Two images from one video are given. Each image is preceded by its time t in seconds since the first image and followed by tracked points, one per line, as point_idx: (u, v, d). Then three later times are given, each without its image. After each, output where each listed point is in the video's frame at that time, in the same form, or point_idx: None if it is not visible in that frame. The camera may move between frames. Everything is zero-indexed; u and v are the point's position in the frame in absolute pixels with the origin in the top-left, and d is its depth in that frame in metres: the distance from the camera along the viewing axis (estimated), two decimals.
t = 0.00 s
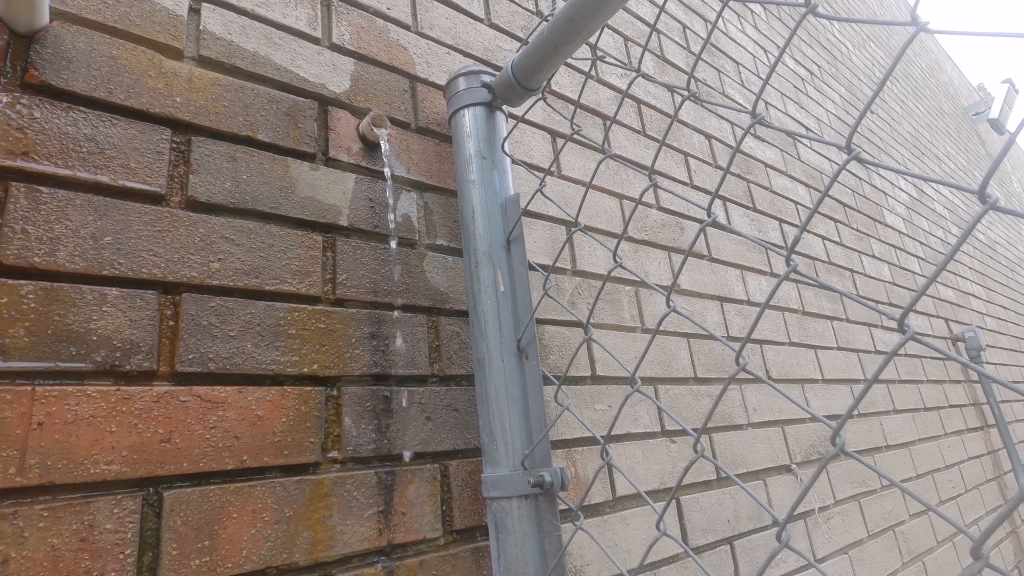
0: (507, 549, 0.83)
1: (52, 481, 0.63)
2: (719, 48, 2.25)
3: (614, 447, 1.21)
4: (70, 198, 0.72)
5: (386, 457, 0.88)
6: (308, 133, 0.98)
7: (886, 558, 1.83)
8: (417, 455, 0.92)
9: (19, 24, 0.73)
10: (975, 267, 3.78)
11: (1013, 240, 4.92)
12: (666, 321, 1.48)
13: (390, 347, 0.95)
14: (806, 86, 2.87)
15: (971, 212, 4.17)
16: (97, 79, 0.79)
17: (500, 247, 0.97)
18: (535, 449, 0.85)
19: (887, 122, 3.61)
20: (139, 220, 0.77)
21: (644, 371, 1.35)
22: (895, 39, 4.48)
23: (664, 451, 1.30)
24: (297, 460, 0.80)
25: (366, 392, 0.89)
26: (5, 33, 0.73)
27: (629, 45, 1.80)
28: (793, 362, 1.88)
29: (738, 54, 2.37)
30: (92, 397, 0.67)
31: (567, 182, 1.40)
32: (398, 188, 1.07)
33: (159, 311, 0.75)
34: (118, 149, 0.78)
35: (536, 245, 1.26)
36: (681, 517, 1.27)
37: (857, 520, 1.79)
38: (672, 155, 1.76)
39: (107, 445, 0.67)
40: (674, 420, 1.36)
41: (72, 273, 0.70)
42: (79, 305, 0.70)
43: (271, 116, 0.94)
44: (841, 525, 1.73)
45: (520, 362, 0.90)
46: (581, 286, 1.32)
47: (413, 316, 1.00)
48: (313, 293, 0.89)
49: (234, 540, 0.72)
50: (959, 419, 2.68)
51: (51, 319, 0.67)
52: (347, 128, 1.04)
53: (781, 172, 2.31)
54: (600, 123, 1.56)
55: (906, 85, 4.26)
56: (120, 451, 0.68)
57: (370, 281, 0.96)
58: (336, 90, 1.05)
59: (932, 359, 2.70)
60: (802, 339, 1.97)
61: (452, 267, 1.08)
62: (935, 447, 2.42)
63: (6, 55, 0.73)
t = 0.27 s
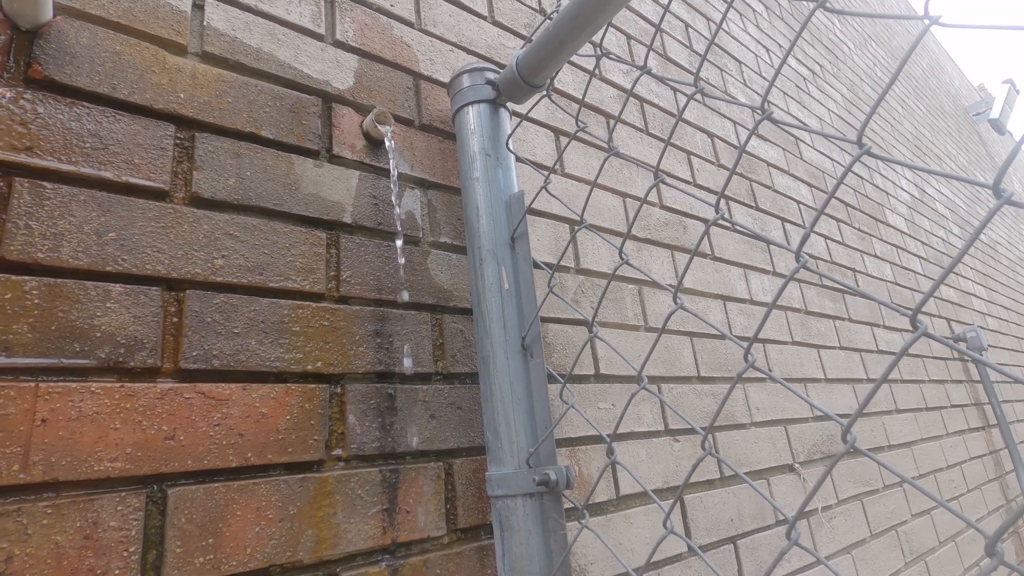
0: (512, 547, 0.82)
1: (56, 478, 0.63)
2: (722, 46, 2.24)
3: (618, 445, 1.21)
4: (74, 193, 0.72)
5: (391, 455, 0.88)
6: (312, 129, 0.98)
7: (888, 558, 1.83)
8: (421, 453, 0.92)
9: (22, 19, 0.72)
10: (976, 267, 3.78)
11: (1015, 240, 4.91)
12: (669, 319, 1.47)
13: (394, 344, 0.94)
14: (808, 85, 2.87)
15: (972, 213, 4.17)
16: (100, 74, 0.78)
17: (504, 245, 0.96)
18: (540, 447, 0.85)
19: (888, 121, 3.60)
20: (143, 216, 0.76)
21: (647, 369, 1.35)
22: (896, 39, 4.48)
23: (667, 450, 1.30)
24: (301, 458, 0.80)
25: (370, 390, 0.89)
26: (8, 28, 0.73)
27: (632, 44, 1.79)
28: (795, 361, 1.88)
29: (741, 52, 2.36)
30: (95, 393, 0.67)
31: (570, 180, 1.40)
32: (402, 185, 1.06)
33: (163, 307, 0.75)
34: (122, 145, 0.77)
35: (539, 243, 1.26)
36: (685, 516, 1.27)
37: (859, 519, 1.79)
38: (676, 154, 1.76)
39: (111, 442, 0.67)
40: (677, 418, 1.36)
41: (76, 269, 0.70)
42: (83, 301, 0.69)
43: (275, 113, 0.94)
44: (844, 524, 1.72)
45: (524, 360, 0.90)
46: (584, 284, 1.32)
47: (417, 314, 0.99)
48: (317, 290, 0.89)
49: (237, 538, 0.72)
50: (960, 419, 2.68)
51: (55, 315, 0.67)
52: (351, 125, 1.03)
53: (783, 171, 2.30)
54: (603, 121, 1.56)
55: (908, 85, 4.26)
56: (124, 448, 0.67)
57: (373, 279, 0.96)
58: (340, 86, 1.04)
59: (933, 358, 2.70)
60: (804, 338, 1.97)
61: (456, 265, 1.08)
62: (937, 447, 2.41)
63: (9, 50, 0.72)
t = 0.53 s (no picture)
0: (517, 548, 0.82)
1: (61, 478, 0.62)
2: (725, 46, 2.24)
3: (622, 445, 1.20)
4: (78, 191, 0.72)
5: (395, 455, 0.88)
6: (317, 128, 0.98)
7: (891, 558, 1.83)
8: (425, 453, 0.91)
9: (26, 16, 0.72)
10: (978, 267, 3.78)
11: (1016, 240, 4.91)
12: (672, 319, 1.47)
13: (398, 344, 0.94)
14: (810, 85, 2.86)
15: (974, 213, 4.17)
16: (105, 72, 0.78)
17: (509, 244, 0.96)
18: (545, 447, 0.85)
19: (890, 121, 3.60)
20: (148, 215, 0.76)
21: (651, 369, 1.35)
22: (897, 39, 4.48)
23: (671, 450, 1.30)
24: (306, 457, 0.79)
25: (375, 389, 0.89)
26: (13, 25, 0.72)
27: (636, 43, 1.79)
28: (798, 361, 1.87)
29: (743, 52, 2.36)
30: (100, 392, 0.67)
31: (574, 179, 1.39)
32: (406, 184, 1.06)
33: (168, 306, 0.74)
34: (127, 143, 0.77)
35: (543, 242, 1.25)
36: (688, 517, 1.27)
37: (862, 520, 1.78)
38: (679, 153, 1.75)
39: (116, 441, 0.66)
40: (681, 419, 1.36)
41: (80, 268, 0.69)
42: (88, 300, 0.69)
43: (280, 111, 0.94)
44: (847, 525, 1.72)
45: (530, 360, 0.90)
46: (588, 283, 1.32)
47: (421, 313, 0.99)
48: (322, 289, 0.89)
49: (242, 538, 0.71)
50: (962, 419, 2.68)
51: (60, 314, 0.67)
52: (355, 123, 1.03)
53: (786, 171, 2.30)
54: (607, 120, 1.56)
55: (909, 84, 4.26)
56: (128, 447, 0.67)
57: (378, 278, 0.95)
58: (344, 85, 1.04)
59: (935, 359, 2.70)
60: (807, 338, 1.96)
61: (460, 264, 1.08)
62: (939, 448, 2.41)
63: (14, 47, 0.72)
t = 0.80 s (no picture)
0: (524, 546, 0.82)
1: (69, 475, 0.62)
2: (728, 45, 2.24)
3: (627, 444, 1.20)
4: (85, 188, 0.71)
5: (401, 453, 0.87)
6: (322, 126, 0.97)
7: (893, 558, 1.83)
8: (431, 452, 0.91)
9: (33, 12, 0.72)
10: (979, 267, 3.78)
11: (1017, 240, 4.91)
12: (676, 318, 1.47)
13: (404, 342, 0.94)
14: (812, 85, 2.86)
15: (975, 213, 4.17)
16: (111, 69, 0.78)
17: (514, 242, 0.96)
18: (551, 445, 0.84)
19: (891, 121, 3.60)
20: (155, 212, 0.76)
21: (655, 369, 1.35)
22: (898, 39, 4.48)
23: (675, 449, 1.30)
24: (313, 455, 0.79)
25: (381, 387, 0.89)
26: (19, 22, 0.72)
27: (639, 41, 1.78)
28: (801, 361, 1.87)
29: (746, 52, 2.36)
30: (108, 390, 0.67)
31: (579, 178, 1.39)
32: (411, 182, 1.06)
33: (174, 304, 0.74)
34: (133, 140, 0.77)
35: (548, 241, 1.25)
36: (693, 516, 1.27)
37: (864, 519, 1.78)
38: (683, 152, 1.75)
39: (123, 439, 0.66)
40: (685, 418, 1.36)
41: (87, 265, 0.69)
42: (95, 297, 0.69)
43: (286, 109, 0.94)
44: (850, 524, 1.72)
45: (536, 358, 0.89)
46: (593, 282, 1.31)
47: (427, 312, 0.99)
48: (328, 287, 0.88)
49: (250, 536, 0.71)
50: (964, 419, 2.68)
51: (67, 311, 0.66)
52: (360, 121, 1.03)
53: (788, 171, 2.30)
54: (610, 119, 1.55)
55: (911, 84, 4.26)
56: (136, 445, 0.67)
57: (383, 276, 0.95)
58: (349, 83, 1.04)
59: (936, 358, 2.70)
60: (810, 338, 1.96)
61: (465, 262, 1.07)
62: (941, 447, 2.41)
63: (20, 43, 0.72)
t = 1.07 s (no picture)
0: (533, 545, 0.81)
1: (80, 472, 0.62)
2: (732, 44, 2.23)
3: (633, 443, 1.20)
4: (95, 185, 0.71)
5: (410, 451, 0.87)
6: (330, 123, 0.97)
7: (897, 557, 1.83)
8: (439, 450, 0.91)
9: (42, 8, 0.72)
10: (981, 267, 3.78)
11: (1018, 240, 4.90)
12: (682, 317, 1.47)
13: (412, 340, 0.93)
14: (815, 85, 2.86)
15: (976, 213, 4.17)
16: (121, 65, 0.77)
17: (523, 240, 0.95)
18: (560, 444, 0.84)
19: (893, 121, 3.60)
20: (164, 209, 0.75)
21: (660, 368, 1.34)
22: (900, 39, 4.48)
23: (681, 448, 1.29)
24: (322, 453, 0.79)
25: (389, 385, 0.88)
26: (29, 17, 0.72)
27: (644, 40, 1.78)
28: (805, 360, 1.87)
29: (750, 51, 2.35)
30: (118, 387, 0.66)
31: (585, 177, 1.39)
32: (419, 180, 1.06)
33: (184, 301, 0.74)
34: (142, 136, 0.76)
35: (554, 239, 1.25)
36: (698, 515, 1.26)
37: (867, 518, 1.78)
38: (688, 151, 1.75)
39: (134, 437, 0.66)
40: (690, 417, 1.35)
41: (97, 262, 0.69)
42: (105, 294, 0.69)
43: (294, 106, 0.93)
44: (854, 524, 1.72)
45: (544, 357, 0.89)
46: (599, 281, 1.31)
47: (434, 310, 0.98)
48: (336, 285, 0.88)
49: (260, 534, 0.71)
50: (966, 419, 2.68)
51: (78, 308, 0.66)
52: (368, 119, 1.03)
53: (792, 170, 2.30)
54: (616, 118, 1.55)
55: (912, 84, 4.26)
56: (147, 443, 0.66)
57: (391, 274, 0.95)
58: (357, 80, 1.04)
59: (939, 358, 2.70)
60: (813, 337, 1.96)
61: (473, 260, 1.07)
62: (944, 447, 2.41)
63: (29, 39, 0.72)
